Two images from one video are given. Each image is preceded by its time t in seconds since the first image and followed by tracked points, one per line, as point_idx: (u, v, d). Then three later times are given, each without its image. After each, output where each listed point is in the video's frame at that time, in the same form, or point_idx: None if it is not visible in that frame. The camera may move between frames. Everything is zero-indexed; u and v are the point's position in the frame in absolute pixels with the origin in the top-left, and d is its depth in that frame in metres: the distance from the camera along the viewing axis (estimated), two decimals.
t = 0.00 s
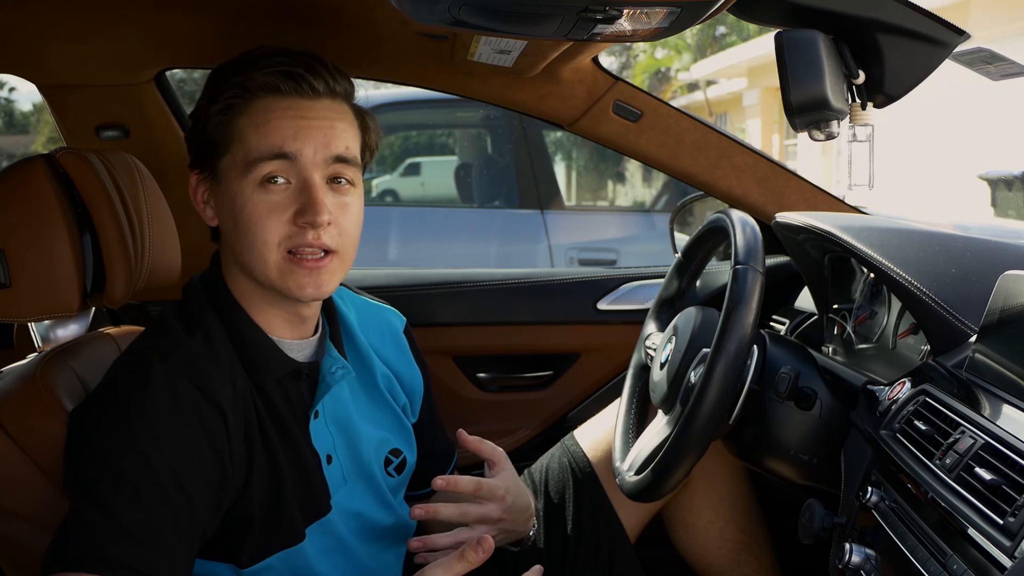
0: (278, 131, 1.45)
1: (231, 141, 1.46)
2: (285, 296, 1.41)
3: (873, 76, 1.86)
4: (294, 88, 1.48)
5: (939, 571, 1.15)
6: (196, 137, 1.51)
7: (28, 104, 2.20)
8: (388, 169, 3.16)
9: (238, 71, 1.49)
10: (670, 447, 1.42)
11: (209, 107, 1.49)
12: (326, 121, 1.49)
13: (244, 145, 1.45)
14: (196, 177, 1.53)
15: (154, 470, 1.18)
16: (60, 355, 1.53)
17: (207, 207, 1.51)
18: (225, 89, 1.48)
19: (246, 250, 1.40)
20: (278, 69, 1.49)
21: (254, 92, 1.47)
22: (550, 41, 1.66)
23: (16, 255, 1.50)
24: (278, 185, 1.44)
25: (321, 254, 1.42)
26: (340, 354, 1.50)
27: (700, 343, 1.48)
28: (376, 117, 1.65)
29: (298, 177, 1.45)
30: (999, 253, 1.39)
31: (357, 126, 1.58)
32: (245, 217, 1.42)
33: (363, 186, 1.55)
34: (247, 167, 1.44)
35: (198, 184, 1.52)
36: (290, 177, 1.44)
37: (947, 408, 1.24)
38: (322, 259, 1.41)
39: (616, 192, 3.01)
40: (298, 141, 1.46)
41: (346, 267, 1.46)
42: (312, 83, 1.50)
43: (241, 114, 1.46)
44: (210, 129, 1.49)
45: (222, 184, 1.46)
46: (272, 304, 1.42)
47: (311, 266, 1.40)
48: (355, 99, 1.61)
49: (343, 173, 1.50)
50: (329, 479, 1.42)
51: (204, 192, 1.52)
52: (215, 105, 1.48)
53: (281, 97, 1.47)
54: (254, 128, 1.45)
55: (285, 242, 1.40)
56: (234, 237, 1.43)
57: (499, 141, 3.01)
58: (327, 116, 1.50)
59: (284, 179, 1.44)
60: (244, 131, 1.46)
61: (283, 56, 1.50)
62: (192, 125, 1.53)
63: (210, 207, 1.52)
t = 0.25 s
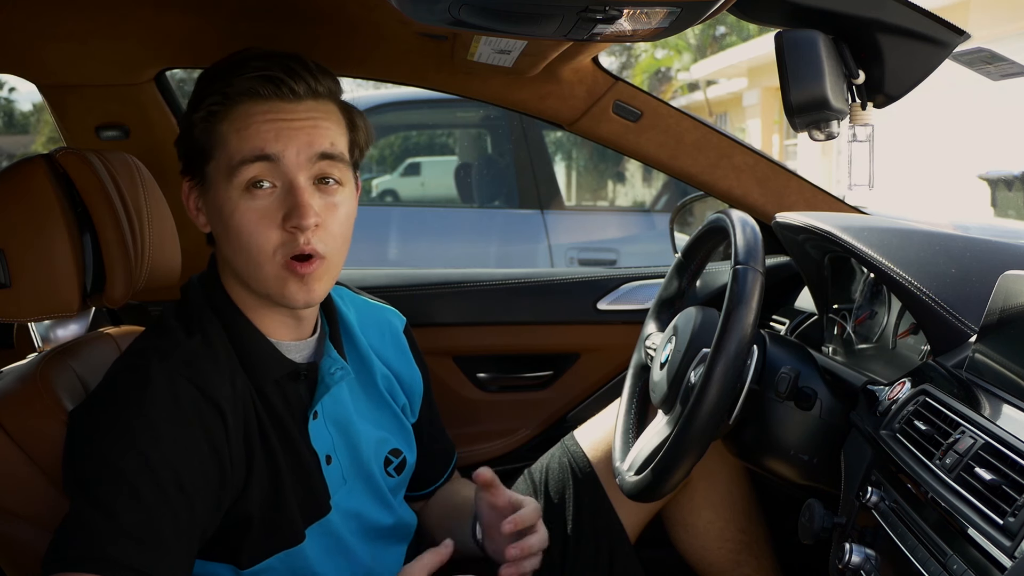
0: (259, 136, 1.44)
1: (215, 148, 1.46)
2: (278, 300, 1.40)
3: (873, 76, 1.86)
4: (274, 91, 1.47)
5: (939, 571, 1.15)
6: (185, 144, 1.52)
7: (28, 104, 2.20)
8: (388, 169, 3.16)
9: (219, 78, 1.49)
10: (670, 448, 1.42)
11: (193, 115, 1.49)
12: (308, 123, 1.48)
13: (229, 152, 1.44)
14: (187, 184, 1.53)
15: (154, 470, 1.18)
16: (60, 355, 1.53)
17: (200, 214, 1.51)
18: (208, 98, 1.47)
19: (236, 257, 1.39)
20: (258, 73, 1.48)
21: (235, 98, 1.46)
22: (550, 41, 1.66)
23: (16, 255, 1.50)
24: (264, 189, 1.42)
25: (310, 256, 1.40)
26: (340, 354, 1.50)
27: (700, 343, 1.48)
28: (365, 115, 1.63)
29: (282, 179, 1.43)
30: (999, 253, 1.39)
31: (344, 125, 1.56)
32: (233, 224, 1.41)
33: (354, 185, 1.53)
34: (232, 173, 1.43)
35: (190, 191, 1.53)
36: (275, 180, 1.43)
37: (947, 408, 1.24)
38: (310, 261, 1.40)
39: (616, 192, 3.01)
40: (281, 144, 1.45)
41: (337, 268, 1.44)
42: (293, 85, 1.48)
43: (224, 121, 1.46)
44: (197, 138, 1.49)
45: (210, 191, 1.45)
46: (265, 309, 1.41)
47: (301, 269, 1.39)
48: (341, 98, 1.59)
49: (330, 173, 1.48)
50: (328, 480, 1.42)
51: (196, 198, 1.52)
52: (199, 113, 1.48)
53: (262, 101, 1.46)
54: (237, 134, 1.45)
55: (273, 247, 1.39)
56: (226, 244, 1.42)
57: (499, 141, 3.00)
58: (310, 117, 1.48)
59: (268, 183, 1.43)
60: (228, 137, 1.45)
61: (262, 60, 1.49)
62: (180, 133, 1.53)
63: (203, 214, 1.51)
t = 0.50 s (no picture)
0: (244, 144, 1.43)
1: (202, 157, 1.45)
2: (269, 305, 1.41)
3: (873, 76, 1.86)
4: (256, 98, 1.45)
5: (939, 571, 1.15)
6: (170, 149, 1.50)
7: (28, 104, 2.20)
8: (388, 169, 3.20)
9: (200, 86, 1.47)
10: (669, 448, 1.42)
11: (177, 124, 1.47)
12: (293, 127, 1.47)
13: (214, 160, 1.44)
14: (177, 191, 1.51)
15: (154, 470, 1.18)
16: (59, 355, 1.53)
17: (190, 220, 1.50)
18: (189, 106, 1.45)
19: (226, 265, 1.40)
20: (239, 79, 1.46)
21: (218, 106, 1.44)
22: (551, 41, 1.66)
23: (16, 255, 1.50)
24: (251, 197, 1.42)
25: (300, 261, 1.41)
26: (338, 354, 1.50)
27: (700, 343, 1.48)
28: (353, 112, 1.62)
29: (270, 186, 1.43)
30: (999, 253, 1.39)
31: (331, 124, 1.55)
32: (222, 232, 1.42)
33: (343, 185, 1.53)
34: (218, 181, 1.43)
35: (178, 197, 1.51)
36: (262, 187, 1.43)
37: (947, 408, 1.24)
38: (300, 266, 1.41)
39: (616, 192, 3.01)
40: (266, 151, 1.44)
41: (331, 270, 1.46)
42: (275, 90, 1.47)
43: (208, 130, 1.44)
44: (183, 145, 1.47)
45: (199, 199, 1.46)
46: (258, 315, 1.42)
47: (291, 275, 1.40)
48: (328, 97, 1.58)
49: (318, 176, 1.48)
50: (327, 480, 1.42)
51: (186, 204, 1.51)
52: (182, 121, 1.46)
53: (245, 108, 1.45)
54: (222, 142, 1.43)
55: (262, 253, 1.40)
56: (216, 250, 1.42)
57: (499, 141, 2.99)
58: (294, 122, 1.47)
59: (256, 190, 1.43)
60: (212, 146, 1.44)
61: (243, 66, 1.47)
62: (166, 138, 1.51)
63: (194, 220, 1.50)
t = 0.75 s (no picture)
0: (245, 146, 1.43)
1: (203, 160, 1.45)
2: (273, 308, 1.42)
3: (873, 76, 1.86)
4: (257, 100, 1.45)
5: (939, 571, 1.15)
6: (170, 152, 1.50)
7: (28, 104, 2.20)
8: (388, 169, 3.21)
9: (201, 89, 1.46)
10: (670, 448, 1.42)
11: (177, 127, 1.46)
12: (294, 129, 1.47)
13: (216, 163, 1.43)
14: (178, 195, 1.51)
15: (155, 470, 1.18)
16: (60, 355, 1.53)
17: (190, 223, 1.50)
18: (190, 109, 1.45)
19: (229, 268, 1.40)
20: (239, 82, 1.46)
21: (219, 109, 1.44)
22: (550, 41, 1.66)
23: (16, 256, 1.50)
24: (253, 200, 1.42)
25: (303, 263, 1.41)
26: (338, 355, 1.49)
27: (700, 343, 1.48)
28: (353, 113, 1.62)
29: (272, 188, 1.43)
30: (999, 253, 1.39)
31: (332, 125, 1.55)
32: (224, 235, 1.42)
33: (345, 186, 1.53)
34: (220, 185, 1.43)
35: (179, 200, 1.51)
36: (264, 190, 1.43)
37: (947, 408, 1.24)
38: (304, 268, 1.41)
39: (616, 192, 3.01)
40: (268, 153, 1.44)
41: (333, 271, 1.46)
42: (276, 92, 1.47)
43: (209, 133, 1.44)
44: (183, 149, 1.47)
45: (201, 202, 1.45)
46: (261, 318, 1.43)
47: (295, 277, 1.40)
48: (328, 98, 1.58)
49: (320, 177, 1.48)
50: (328, 482, 1.42)
51: (187, 207, 1.51)
52: (183, 125, 1.46)
53: (246, 110, 1.45)
54: (223, 145, 1.43)
55: (265, 255, 1.40)
56: (219, 254, 1.42)
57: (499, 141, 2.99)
58: (295, 124, 1.47)
59: (258, 193, 1.43)
60: (213, 149, 1.44)
61: (243, 68, 1.47)
62: (167, 141, 1.51)
63: (196, 223, 1.50)
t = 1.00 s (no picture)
0: (248, 143, 1.43)
1: (205, 156, 1.45)
2: (274, 304, 1.41)
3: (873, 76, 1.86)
4: (259, 96, 1.45)
5: (939, 571, 1.16)
6: (171, 150, 1.50)
7: (28, 104, 2.20)
8: (388, 169, 3.21)
9: (203, 85, 1.46)
10: (670, 447, 1.42)
11: (179, 124, 1.46)
12: (296, 126, 1.47)
13: (218, 159, 1.43)
14: (178, 192, 1.51)
15: (155, 470, 1.18)
16: (60, 355, 1.53)
17: (192, 222, 1.50)
18: (193, 104, 1.45)
19: (231, 264, 1.40)
20: (242, 78, 1.46)
21: (221, 105, 1.44)
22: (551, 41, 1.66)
23: (16, 256, 1.50)
24: (255, 196, 1.42)
25: (305, 260, 1.41)
26: (338, 355, 1.49)
27: (701, 343, 1.48)
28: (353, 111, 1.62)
29: (274, 184, 1.43)
30: (999, 253, 1.39)
31: (333, 123, 1.56)
32: (226, 231, 1.41)
33: (346, 184, 1.53)
34: (222, 181, 1.43)
35: (181, 198, 1.51)
36: (266, 186, 1.43)
37: (947, 408, 1.24)
38: (306, 265, 1.41)
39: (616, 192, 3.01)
40: (270, 150, 1.44)
41: (333, 268, 1.45)
42: (278, 88, 1.47)
43: (211, 129, 1.44)
44: (184, 146, 1.47)
45: (202, 198, 1.45)
46: (263, 314, 1.42)
47: (297, 273, 1.40)
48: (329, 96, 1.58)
49: (322, 174, 1.48)
50: (328, 481, 1.42)
51: (187, 205, 1.51)
52: (185, 121, 1.46)
53: (248, 107, 1.45)
54: (225, 142, 1.43)
55: (267, 252, 1.40)
56: (220, 250, 1.42)
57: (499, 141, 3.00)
58: (297, 120, 1.47)
59: (260, 189, 1.43)
60: (215, 146, 1.44)
61: (246, 64, 1.47)
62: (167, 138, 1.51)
63: (196, 220, 1.50)
